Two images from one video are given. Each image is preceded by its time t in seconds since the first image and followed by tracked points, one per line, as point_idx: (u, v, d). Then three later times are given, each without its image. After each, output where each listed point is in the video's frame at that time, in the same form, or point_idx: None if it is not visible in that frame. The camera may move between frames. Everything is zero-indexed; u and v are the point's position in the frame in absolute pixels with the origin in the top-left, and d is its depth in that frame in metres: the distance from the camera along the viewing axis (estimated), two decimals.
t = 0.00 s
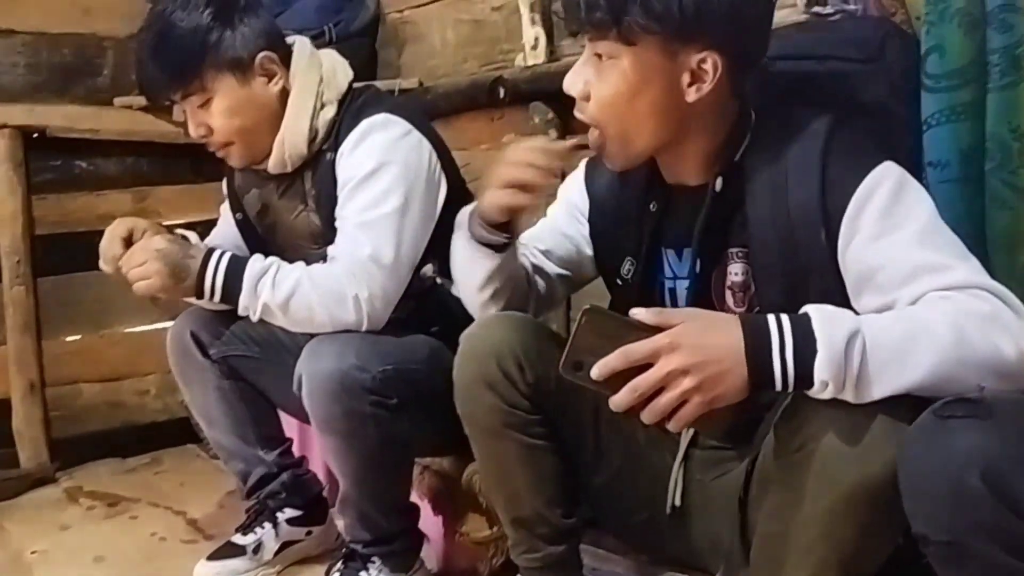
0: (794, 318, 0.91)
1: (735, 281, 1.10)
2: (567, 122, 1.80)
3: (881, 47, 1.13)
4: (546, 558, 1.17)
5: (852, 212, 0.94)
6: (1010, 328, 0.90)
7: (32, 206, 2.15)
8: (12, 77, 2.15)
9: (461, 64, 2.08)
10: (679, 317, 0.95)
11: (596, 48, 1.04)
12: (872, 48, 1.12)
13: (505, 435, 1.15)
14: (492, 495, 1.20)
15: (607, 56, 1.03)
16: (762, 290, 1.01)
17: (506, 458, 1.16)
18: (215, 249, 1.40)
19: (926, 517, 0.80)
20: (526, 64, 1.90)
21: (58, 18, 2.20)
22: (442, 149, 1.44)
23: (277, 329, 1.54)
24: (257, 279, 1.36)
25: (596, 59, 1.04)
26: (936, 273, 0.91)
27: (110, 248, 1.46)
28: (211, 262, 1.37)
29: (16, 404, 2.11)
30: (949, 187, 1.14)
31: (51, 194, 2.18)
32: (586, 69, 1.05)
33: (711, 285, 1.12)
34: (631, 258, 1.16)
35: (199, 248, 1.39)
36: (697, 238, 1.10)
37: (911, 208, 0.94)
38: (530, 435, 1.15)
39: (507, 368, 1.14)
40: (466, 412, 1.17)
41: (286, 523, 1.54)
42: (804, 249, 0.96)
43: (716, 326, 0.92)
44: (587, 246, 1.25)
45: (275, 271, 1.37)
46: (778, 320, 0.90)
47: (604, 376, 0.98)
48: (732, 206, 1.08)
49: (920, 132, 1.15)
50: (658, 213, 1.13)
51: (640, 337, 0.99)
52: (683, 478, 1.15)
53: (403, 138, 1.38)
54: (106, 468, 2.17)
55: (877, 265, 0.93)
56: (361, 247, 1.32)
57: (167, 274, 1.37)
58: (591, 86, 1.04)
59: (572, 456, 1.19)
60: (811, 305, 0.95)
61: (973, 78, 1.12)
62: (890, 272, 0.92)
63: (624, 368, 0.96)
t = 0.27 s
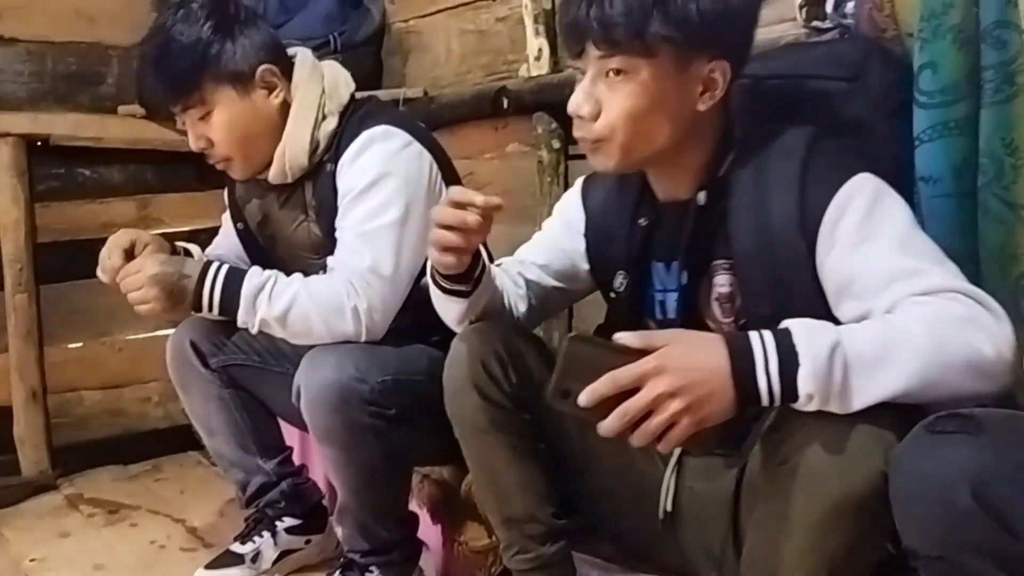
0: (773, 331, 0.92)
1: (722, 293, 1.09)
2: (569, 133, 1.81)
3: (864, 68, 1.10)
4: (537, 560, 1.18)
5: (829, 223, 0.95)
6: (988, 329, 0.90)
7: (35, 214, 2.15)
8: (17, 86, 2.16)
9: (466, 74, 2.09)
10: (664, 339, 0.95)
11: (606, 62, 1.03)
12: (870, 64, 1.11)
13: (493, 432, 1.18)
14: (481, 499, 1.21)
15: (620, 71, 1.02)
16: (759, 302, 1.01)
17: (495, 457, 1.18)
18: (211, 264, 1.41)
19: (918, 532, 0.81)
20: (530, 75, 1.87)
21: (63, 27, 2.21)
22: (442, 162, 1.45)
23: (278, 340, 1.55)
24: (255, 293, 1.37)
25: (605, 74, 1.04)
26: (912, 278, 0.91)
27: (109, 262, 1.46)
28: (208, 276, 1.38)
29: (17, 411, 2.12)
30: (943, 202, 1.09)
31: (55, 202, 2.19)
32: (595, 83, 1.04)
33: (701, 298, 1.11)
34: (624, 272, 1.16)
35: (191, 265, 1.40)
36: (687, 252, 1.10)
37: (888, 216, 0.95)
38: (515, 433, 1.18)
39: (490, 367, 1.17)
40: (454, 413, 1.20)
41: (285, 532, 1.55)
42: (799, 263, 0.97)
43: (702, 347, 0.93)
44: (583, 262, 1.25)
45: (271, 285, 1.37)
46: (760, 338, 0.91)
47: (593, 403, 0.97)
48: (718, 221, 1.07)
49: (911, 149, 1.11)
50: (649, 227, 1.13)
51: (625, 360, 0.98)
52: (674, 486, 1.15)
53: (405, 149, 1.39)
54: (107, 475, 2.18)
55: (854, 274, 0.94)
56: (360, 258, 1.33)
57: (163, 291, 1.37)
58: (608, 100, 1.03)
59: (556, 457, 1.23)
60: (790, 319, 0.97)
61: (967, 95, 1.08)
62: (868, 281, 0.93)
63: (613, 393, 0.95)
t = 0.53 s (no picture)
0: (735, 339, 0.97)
1: (700, 301, 1.12)
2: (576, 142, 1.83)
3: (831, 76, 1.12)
4: (536, 562, 1.22)
5: (795, 226, 0.98)
6: (946, 318, 0.94)
7: (46, 220, 2.17)
8: (29, 93, 2.19)
9: (474, 83, 2.11)
10: (627, 356, 1.00)
11: (624, 81, 1.04)
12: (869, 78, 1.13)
13: (490, 436, 1.22)
14: (480, 502, 1.25)
15: (641, 86, 1.04)
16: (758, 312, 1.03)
17: (493, 460, 1.22)
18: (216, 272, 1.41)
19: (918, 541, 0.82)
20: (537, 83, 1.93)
21: (74, 35, 2.23)
22: (451, 171, 1.47)
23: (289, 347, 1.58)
24: (262, 305, 1.38)
25: (621, 93, 1.05)
26: (871, 276, 0.95)
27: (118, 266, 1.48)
28: (215, 286, 1.39)
29: (28, 415, 2.14)
30: (939, 213, 1.10)
31: (65, 208, 2.21)
32: (609, 104, 1.05)
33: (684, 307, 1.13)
34: (608, 283, 1.17)
35: (199, 275, 1.41)
36: (661, 262, 1.12)
37: (847, 215, 0.99)
38: (513, 436, 1.22)
39: (485, 375, 1.23)
40: (453, 420, 1.25)
41: (291, 537, 1.56)
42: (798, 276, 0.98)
43: (663, 362, 0.97)
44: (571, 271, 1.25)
45: (276, 299, 1.38)
46: (720, 346, 0.95)
47: (564, 424, 1.02)
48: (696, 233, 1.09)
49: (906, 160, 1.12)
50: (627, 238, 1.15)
51: (595, 380, 1.03)
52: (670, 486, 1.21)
53: (412, 158, 1.40)
54: (116, 478, 2.20)
55: (818, 273, 0.97)
56: (367, 267, 1.34)
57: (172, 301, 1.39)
58: (631, 117, 1.05)
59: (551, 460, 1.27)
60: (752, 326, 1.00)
61: (963, 107, 1.08)
62: (832, 280, 0.97)
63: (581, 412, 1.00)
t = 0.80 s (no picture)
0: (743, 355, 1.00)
1: (710, 312, 1.15)
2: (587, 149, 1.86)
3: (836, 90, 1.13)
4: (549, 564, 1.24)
5: (804, 239, 1.00)
6: (953, 330, 0.97)
7: (69, 223, 2.22)
8: (53, 98, 2.23)
9: (487, 90, 2.14)
10: (639, 371, 1.02)
11: (638, 116, 1.06)
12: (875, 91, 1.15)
13: (502, 440, 1.25)
14: (492, 505, 1.28)
15: (655, 119, 1.07)
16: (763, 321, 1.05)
17: (505, 464, 1.25)
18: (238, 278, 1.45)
19: (915, 549, 0.84)
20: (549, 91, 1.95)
21: (98, 41, 2.27)
22: (463, 179, 1.50)
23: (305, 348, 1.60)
24: (282, 312, 1.41)
25: (635, 126, 1.07)
26: (879, 289, 0.97)
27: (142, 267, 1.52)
28: (236, 292, 1.43)
29: (50, 413, 2.19)
30: (944, 226, 1.12)
31: (90, 211, 2.24)
32: (624, 138, 1.07)
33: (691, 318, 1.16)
34: (617, 290, 1.20)
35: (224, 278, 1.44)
36: (671, 271, 1.15)
37: (854, 229, 1.01)
38: (526, 440, 1.25)
39: (497, 379, 1.25)
40: (466, 426, 1.28)
41: (307, 536, 1.59)
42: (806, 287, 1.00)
43: (676, 376, 1.00)
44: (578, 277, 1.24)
45: (294, 307, 1.41)
46: (728, 362, 0.98)
47: (579, 436, 1.05)
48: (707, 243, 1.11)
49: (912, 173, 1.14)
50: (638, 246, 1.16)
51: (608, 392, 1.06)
52: (680, 494, 1.22)
53: (427, 167, 1.43)
54: (135, 477, 2.24)
55: (826, 288, 0.99)
56: (383, 274, 1.37)
57: (194, 302, 1.42)
58: (646, 149, 1.07)
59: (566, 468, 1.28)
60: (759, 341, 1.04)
61: (966, 122, 1.11)
62: (841, 292, 0.98)
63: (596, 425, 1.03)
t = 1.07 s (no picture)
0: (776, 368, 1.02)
1: (736, 320, 1.17)
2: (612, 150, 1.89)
3: (864, 102, 1.19)
4: (570, 555, 1.31)
5: (830, 255, 1.02)
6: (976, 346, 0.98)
7: (109, 220, 2.28)
8: (93, 98, 2.30)
9: (513, 91, 2.18)
10: (674, 378, 1.04)
11: (667, 135, 1.05)
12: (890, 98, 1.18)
13: (527, 439, 1.28)
14: (517, 498, 1.32)
15: (683, 141, 1.05)
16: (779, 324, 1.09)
17: (528, 461, 1.28)
18: (276, 275, 1.50)
19: (914, 544, 0.90)
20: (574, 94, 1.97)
21: (136, 42, 2.34)
22: (491, 181, 1.53)
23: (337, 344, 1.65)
24: (316, 308, 1.47)
25: (664, 145, 1.05)
26: (904, 306, 0.99)
27: (181, 263, 1.57)
28: (274, 289, 1.48)
29: (89, 403, 2.26)
30: (955, 233, 1.17)
31: (130, 208, 2.31)
32: (652, 156, 1.06)
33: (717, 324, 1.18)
34: (644, 292, 1.21)
35: (259, 277, 1.49)
36: (701, 277, 1.17)
37: (882, 243, 1.02)
38: (549, 437, 1.28)
39: (523, 372, 1.26)
40: (491, 424, 1.30)
41: (338, 526, 1.65)
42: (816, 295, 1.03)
43: (710, 387, 1.02)
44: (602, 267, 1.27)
45: (329, 300, 1.47)
46: (762, 376, 1.01)
47: (610, 439, 1.06)
48: (734, 253, 1.13)
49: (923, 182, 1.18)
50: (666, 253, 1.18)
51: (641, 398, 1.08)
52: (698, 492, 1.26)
53: (457, 170, 1.47)
54: (171, 466, 2.30)
55: (853, 304, 1.01)
56: (413, 274, 1.42)
57: (233, 299, 1.47)
58: (674, 166, 1.06)
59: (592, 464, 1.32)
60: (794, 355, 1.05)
61: (976, 132, 1.16)
62: (867, 308, 1.00)
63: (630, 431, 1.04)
